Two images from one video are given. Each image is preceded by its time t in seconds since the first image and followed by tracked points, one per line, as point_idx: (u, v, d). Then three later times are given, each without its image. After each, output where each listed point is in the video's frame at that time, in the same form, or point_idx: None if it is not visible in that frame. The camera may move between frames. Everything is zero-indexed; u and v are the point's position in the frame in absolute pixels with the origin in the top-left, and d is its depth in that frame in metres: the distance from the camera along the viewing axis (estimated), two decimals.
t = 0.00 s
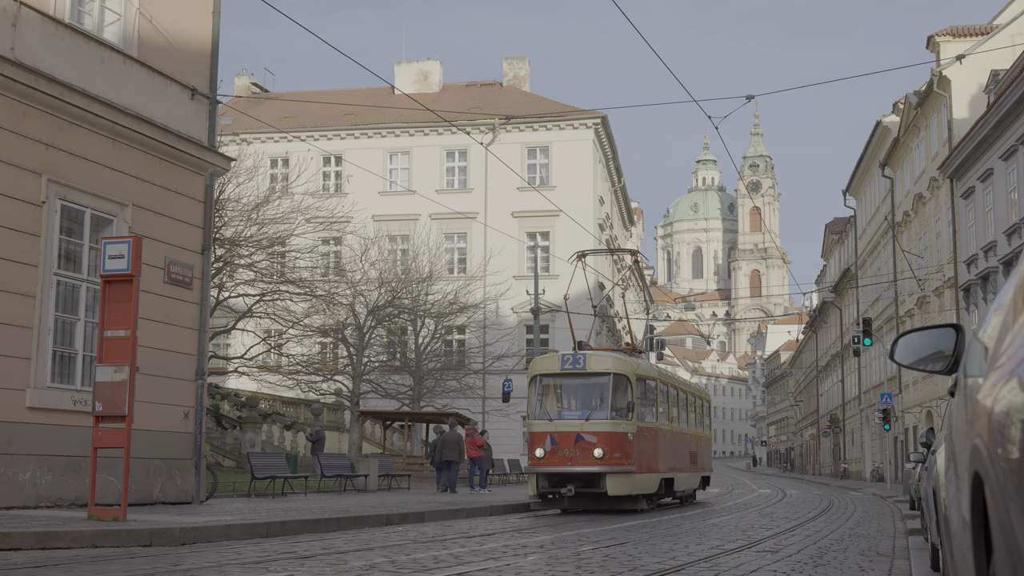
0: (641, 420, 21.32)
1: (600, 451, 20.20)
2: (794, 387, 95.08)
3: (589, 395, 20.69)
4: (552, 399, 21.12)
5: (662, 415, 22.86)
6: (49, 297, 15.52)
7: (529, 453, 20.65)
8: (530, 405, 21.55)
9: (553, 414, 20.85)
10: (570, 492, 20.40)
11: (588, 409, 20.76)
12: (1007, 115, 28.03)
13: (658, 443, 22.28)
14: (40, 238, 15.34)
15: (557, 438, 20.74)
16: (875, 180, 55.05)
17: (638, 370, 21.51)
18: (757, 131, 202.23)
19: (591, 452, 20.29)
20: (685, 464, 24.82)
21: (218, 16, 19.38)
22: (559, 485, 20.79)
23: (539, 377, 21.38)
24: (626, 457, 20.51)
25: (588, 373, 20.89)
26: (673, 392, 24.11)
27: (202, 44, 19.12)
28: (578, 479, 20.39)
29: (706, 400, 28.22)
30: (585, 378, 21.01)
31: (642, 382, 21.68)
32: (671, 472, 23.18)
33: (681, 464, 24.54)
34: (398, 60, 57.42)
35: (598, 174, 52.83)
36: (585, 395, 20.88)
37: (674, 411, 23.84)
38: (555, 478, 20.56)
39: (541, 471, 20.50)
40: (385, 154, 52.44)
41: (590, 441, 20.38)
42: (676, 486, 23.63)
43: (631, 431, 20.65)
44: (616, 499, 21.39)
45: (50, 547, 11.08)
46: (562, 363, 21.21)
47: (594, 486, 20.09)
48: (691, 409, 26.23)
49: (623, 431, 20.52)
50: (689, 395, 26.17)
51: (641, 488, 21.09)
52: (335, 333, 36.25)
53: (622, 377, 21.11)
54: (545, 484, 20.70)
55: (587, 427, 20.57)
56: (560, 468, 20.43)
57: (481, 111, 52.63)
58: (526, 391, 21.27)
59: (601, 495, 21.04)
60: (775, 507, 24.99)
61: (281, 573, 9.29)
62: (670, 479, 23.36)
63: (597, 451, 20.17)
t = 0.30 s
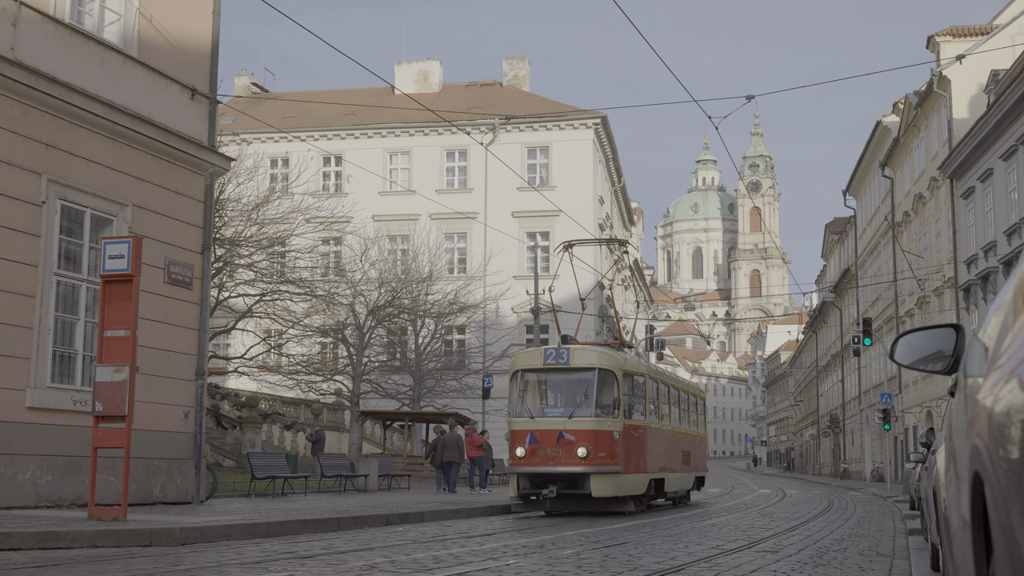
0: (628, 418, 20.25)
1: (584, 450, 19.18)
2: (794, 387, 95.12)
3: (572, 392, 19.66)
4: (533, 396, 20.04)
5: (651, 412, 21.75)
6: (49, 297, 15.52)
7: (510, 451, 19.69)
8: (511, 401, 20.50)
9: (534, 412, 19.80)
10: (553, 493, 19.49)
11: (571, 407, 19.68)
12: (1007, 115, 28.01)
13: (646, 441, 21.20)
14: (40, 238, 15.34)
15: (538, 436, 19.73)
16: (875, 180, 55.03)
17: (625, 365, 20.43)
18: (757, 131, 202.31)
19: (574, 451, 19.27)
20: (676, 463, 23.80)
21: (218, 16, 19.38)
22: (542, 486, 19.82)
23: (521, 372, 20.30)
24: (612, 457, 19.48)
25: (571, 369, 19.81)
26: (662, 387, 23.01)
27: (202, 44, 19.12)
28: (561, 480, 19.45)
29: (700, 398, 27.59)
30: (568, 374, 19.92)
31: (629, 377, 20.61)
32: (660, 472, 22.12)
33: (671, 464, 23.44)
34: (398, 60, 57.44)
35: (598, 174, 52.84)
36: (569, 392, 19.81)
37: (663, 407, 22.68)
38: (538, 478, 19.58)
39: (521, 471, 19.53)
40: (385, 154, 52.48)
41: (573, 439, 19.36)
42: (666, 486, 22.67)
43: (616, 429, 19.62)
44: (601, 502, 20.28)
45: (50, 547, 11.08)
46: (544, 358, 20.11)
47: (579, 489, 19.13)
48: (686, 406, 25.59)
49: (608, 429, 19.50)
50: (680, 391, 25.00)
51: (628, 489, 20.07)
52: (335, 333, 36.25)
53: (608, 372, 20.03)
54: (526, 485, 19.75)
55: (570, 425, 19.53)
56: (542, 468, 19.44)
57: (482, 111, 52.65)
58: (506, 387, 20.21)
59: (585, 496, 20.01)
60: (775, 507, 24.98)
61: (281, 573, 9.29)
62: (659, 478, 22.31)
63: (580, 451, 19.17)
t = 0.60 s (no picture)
0: (614, 416, 19.41)
1: (566, 450, 18.38)
2: (794, 387, 95.12)
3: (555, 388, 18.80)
4: (514, 392, 19.21)
5: (640, 410, 20.83)
6: (49, 298, 15.52)
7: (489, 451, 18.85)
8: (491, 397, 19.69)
9: (515, 409, 18.97)
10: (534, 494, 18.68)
11: (553, 404, 18.84)
12: (1007, 115, 27.99)
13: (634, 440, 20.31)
14: (40, 238, 15.34)
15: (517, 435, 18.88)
16: (875, 180, 55.01)
17: (612, 360, 19.53)
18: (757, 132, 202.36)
19: (557, 450, 18.46)
20: (668, 464, 22.85)
21: (218, 16, 19.38)
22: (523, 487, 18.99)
23: (501, 367, 19.46)
24: (596, 456, 18.65)
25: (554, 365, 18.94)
26: (652, 383, 22.02)
27: (202, 44, 19.11)
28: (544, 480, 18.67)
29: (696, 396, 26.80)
30: (550, 369, 19.06)
31: (616, 373, 19.71)
32: (650, 473, 21.21)
33: (663, 465, 22.48)
34: (398, 60, 57.43)
35: (598, 174, 52.83)
36: (552, 388, 18.95)
37: (653, 404, 21.62)
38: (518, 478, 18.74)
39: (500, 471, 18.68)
40: (385, 154, 52.48)
41: (554, 438, 18.53)
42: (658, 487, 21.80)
43: (601, 428, 18.78)
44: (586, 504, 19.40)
45: (50, 547, 11.08)
46: (526, 352, 19.24)
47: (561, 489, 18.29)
48: (682, 403, 24.84)
49: (592, 427, 18.67)
50: (672, 387, 23.94)
51: (615, 489, 19.18)
52: (335, 333, 36.25)
53: (593, 368, 19.15)
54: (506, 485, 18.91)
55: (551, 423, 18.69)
56: (522, 468, 18.60)
57: (482, 111, 52.63)
58: (487, 382, 19.39)
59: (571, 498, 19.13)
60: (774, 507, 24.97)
61: (281, 573, 9.29)
62: (650, 479, 21.38)
63: (563, 450, 18.35)
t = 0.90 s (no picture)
0: (598, 413, 18.66)
1: (548, 449, 17.55)
2: (794, 387, 95.19)
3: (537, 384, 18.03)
4: (494, 387, 18.39)
5: (627, 408, 20.09)
6: (49, 297, 15.52)
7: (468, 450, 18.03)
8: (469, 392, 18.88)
9: (494, 406, 18.16)
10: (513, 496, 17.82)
11: (534, 400, 18.02)
12: (1007, 115, 27.99)
13: (621, 439, 19.58)
14: (40, 239, 15.34)
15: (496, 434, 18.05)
16: (875, 179, 54.99)
17: (596, 355, 18.76)
18: (757, 131, 202.56)
19: (538, 450, 17.62)
20: (658, 463, 22.24)
21: (218, 16, 19.38)
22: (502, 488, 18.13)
23: (481, 361, 18.65)
24: (580, 456, 17.84)
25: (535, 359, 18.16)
26: (642, 380, 21.33)
27: (202, 44, 19.12)
28: (525, 481, 17.81)
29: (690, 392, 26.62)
30: (532, 363, 18.26)
31: (601, 369, 18.96)
32: (638, 473, 20.53)
33: (653, 464, 21.81)
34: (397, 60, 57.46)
35: (598, 174, 52.86)
36: (533, 384, 18.14)
37: (641, 402, 20.95)
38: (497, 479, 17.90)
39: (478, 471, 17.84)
40: (385, 154, 52.52)
41: (535, 436, 17.71)
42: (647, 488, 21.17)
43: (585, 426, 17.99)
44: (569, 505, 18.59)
45: (50, 547, 11.08)
46: (506, 346, 18.43)
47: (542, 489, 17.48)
48: (676, 402, 24.65)
49: (576, 425, 17.87)
50: (663, 384, 23.29)
51: (599, 491, 18.48)
52: (335, 333, 36.27)
53: (576, 362, 18.37)
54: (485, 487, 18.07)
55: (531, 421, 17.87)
56: (501, 467, 17.77)
57: (482, 110, 52.65)
58: (465, 378, 18.58)
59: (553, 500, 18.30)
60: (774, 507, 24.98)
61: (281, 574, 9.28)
62: (638, 479, 20.69)
63: (544, 449, 17.54)
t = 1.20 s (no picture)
0: (583, 410, 17.90)
1: (529, 447, 16.76)
2: (794, 387, 95.20)
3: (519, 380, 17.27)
4: (473, 383, 17.55)
5: (615, 404, 19.41)
6: (49, 298, 15.52)
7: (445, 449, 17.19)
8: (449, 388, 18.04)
9: (474, 403, 17.32)
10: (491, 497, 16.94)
11: (516, 396, 17.21)
12: (1007, 115, 27.95)
13: (608, 437, 18.90)
14: (40, 239, 15.34)
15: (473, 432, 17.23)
16: (875, 179, 54.95)
17: (581, 349, 18.01)
18: (757, 131, 202.66)
19: (518, 449, 16.82)
20: (650, 463, 21.73)
21: (218, 16, 19.38)
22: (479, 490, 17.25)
23: (460, 357, 17.83)
24: (561, 455, 17.04)
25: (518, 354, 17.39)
26: (631, 376, 20.71)
27: (201, 44, 19.11)
28: (505, 481, 17.00)
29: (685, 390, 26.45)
30: (513, 358, 17.46)
31: (585, 364, 18.19)
32: (627, 472, 19.93)
33: (643, 464, 21.27)
34: (398, 60, 57.47)
35: (598, 174, 52.85)
36: (514, 380, 17.32)
37: (630, 399, 20.32)
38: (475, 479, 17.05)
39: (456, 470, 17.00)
40: (385, 154, 52.56)
41: (514, 434, 16.89)
42: (635, 489, 20.62)
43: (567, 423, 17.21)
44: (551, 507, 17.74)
45: (50, 547, 11.08)
46: (487, 341, 17.65)
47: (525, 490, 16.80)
48: (670, 399, 24.43)
49: (557, 422, 17.09)
50: (654, 380, 22.81)
51: (584, 492, 17.73)
52: (335, 333, 36.26)
53: (559, 357, 17.59)
54: (463, 487, 17.19)
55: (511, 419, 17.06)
56: (479, 467, 16.93)
57: (482, 110, 52.63)
58: (444, 373, 17.75)
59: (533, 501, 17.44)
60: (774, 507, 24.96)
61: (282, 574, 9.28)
62: (628, 478, 20.09)
63: (525, 447, 16.74)
